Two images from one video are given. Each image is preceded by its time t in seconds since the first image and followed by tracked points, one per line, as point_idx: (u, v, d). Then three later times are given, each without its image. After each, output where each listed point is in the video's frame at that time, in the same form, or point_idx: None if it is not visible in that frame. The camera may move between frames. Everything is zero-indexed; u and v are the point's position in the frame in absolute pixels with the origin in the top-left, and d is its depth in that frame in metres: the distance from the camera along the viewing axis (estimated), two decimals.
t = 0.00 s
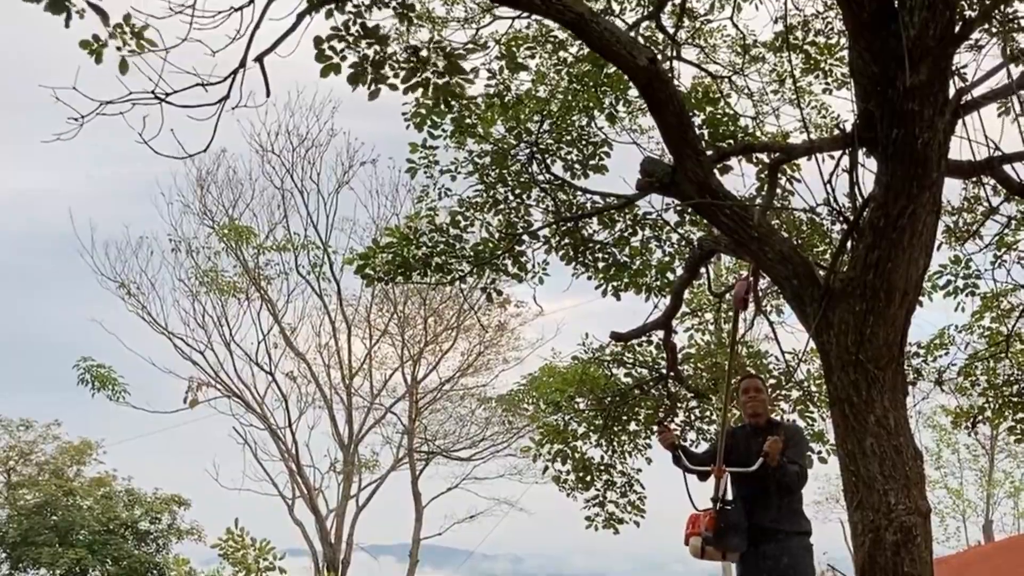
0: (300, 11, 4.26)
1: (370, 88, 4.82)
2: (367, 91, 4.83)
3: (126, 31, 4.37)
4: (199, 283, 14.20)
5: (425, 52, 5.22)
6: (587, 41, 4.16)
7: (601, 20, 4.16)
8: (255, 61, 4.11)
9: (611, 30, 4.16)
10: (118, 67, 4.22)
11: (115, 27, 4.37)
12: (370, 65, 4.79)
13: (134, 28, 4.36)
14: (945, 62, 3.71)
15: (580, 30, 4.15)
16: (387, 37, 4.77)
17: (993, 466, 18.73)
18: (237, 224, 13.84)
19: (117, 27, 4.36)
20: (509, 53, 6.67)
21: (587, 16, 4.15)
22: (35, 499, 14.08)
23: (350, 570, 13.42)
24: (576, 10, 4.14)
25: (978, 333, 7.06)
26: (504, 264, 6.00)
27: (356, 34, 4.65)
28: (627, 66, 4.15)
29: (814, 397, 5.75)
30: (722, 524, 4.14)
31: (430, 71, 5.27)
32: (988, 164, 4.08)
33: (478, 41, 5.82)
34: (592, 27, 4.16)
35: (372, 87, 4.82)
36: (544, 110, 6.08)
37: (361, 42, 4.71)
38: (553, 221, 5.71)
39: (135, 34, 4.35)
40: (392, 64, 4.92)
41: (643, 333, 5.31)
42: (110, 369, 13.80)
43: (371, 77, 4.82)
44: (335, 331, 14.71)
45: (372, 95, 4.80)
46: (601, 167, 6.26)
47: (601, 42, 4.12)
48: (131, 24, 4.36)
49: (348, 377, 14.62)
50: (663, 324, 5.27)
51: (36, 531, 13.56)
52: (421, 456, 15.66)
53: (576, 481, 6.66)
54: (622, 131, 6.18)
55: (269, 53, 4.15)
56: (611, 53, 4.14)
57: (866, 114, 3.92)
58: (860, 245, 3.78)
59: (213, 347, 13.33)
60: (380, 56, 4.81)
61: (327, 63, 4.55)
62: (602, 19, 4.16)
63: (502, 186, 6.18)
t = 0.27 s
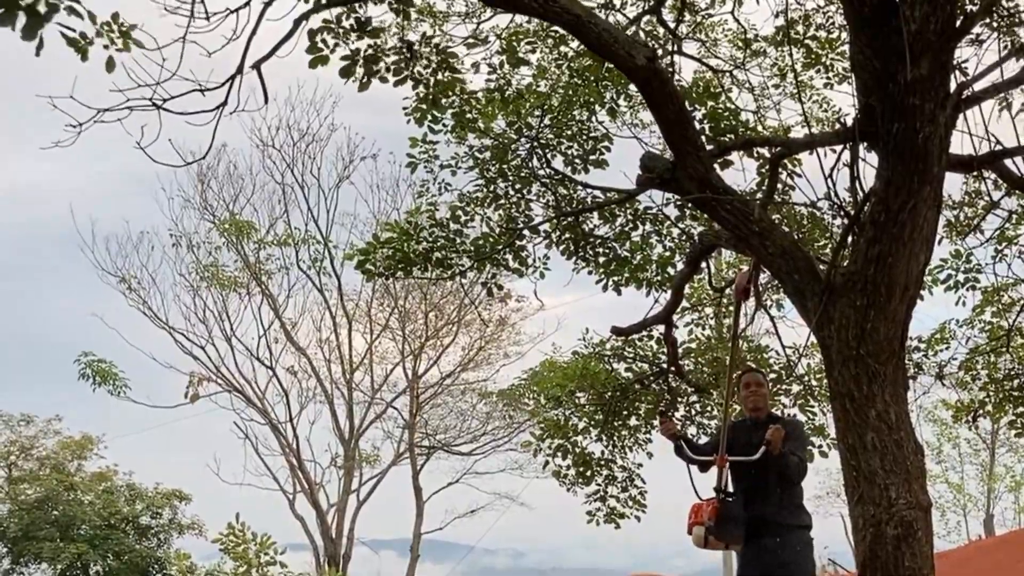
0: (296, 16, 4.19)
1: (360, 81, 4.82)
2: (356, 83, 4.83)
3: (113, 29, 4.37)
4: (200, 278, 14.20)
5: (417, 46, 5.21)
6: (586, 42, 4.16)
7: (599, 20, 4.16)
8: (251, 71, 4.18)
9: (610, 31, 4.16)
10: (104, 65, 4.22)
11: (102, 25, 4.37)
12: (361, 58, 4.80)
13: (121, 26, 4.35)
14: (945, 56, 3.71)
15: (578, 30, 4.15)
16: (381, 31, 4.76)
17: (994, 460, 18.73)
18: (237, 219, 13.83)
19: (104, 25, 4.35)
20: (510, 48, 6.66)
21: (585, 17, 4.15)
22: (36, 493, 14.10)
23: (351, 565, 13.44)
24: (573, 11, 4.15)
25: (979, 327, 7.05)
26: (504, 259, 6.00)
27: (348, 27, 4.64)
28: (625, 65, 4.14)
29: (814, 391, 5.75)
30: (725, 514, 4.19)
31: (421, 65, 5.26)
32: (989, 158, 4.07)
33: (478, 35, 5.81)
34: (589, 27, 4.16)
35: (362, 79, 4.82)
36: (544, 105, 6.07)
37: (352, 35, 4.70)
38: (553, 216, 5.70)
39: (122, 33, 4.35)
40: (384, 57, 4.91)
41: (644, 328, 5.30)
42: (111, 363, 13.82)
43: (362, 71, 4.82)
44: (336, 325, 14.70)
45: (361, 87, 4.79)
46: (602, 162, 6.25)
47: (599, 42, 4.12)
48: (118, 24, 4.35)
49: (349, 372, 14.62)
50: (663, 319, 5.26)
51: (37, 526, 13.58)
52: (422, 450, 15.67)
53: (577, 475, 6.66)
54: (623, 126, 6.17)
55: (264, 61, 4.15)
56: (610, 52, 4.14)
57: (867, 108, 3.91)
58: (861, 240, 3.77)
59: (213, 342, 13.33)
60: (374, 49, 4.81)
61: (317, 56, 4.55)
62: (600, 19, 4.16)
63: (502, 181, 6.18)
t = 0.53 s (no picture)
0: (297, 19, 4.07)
1: (362, 72, 4.81)
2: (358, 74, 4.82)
3: (119, 15, 4.36)
4: (205, 268, 14.21)
5: (419, 36, 5.19)
6: (587, 39, 4.16)
7: (599, 17, 4.15)
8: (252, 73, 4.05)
9: (610, 27, 4.15)
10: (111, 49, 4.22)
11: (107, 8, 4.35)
12: (363, 48, 4.78)
13: (126, 12, 4.34)
14: (949, 45, 3.69)
15: (579, 29, 4.15)
16: (382, 21, 4.75)
17: (999, 449, 18.71)
18: (241, 209, 13.82)
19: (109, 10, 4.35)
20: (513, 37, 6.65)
21: (585, 15, 4.14)
22: (42, 483, 14.13)
23: (356, 554, 13.48)
24: (573, 10, 4.14)
25: (984, 316, 7.04)
26: (509, 249, 5.99)
27: (349, 17, 4.63)
28: (627, 61, 4.13)
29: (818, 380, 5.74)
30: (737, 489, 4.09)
31: (424, 55, 5.25)
32: (993, 147, 4.05)
33: (482, 25, 5.79)
34: (590, 25, 4.15)
35: (364, 69, 4.81)
36: (549, 94, 6.06)
37: (354, 25, 4.69)
38: (558, 206, 5.69)
39: (125, 19, 4.34)
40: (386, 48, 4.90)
41: (648, 317, 5.30)
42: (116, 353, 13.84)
43: (363, 61, 4.81)
44: (341, 315, 14.72)
45: (364, 78, 4.79)
46: (606, 151, 6.24)
47: (600, 39, 4.12)
48: (123, 9, 4.35)
49: (353, 361, 14.64)
50: (668, 309, 5.26)
51: (43, 516, 13.61)
52: (427, 440, 15.70)
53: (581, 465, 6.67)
54: (627, 115, 6.16)
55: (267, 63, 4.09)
56: (611, 49, 4.13)
57: (871, 97, 3.89)
58: (866, 229, 3.76)
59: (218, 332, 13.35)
60: (375, 39, 4.80)
61: (319, 46, 4.54)
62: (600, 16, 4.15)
63: (506, 171, 6.17)
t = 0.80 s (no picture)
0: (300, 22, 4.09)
1: (375, 57, 4.79)
2: (370, 59, 4.80)
3: None
4: (215, 251, 14.23)
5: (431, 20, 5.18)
6: (592, 30, 4.12)
7: (604, 8, 4.11)
8: (258, 74, 4.00)
9: (615, 18, 4.11)
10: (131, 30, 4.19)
11: None
12: (374, 33, 4.75)
13: None
14: (961, 25, 3.63)
15: (583, 21, 4.11)
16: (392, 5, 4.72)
17: (1009, 430, 18.66)
18: (251, 192, 13.81)
19: None
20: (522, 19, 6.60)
21: (589, 7, 4.10)
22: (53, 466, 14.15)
23: (367, 536, 13.54)
24: (578, 2, 4.09)
25: (994, 298, 7.00)
26: (519, 231, 5.97)
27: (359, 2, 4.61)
28: (633, 50, 4.10)
29: (829, 362, 5.72)
30: (745, 481, 4.11)
31: (436, 39, 5.24)
32: (1004, 128, 4.02)
33: (491, 7, 5.76)
34: (594, 16, 4.11)
35: (376, 55, 4.79)
36: (558, 77, 6.03)
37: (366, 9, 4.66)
38: (568, 187, 5.65)
39: None
40: (397, 33, 4.88)
41: (658, 300, 5.29)
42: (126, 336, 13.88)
43: (376, 44, 4.78)
44: (351, 298, 14.74)
45: (376, 64, 4.76)
46: (616, 133, 6.21)
47: (605, 30, 4.08)
48: None
49: (363, 344, 14.67)
50: (678, 291, 5.24)
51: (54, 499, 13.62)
52: (437, 422, 15.74)
53: (591, 447, 6.67)
54: (637, 97, 6.12)
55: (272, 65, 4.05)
56: (616, 39, 4.09)
57: (881, 79, 3.84)
58: (876, 210, 3.74)
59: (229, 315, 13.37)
60: (385, 24, 4.77)
61: (333, 33, 4.52)
62: (605, 7, 4.11)
63: (516, 153, 6.13)
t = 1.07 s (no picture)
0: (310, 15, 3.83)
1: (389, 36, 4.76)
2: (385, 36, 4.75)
3: None
4: (229, 227, 14.25)
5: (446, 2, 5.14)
6: (600, 16, 4.06)
7: None
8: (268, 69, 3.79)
9: (623, 5, 4.06)
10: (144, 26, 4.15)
11: None
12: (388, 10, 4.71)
13: None
14: None
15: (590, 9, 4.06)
16: None
17: None
18: (265, 168, 13.81)
19: None
20: None
21: None
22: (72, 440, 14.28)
23: (382, 510, 13.64)
24: None
25: (1011, 272, 6.94)
26: (533, 206, 5.94)
27: None
28: (642, 35, 4.04)
29: (844, 337, 5.69)
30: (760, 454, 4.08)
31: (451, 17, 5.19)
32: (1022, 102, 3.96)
33: None
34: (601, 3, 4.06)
35: (391, 32, 4.75)
36: (572, 51, 5.97)
37: None
38: (582, 162, 5.61)
39: None
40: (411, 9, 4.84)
41: (672, 275, 5.26)
42: (142, 312, 13.95)
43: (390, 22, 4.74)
44: (365, 273, 14.76)
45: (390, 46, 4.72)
46: (631, 108, 6.16)
47: (613, 16, 4.03)
48: None
49: (378, 319, 14.70)
50: (692, 266, 5.21)
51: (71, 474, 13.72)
52: (452, 397, 15.80)
53: (606, 422, 6.66)
54: (652, 71, 6.07)
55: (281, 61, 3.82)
56: (625, 26, 4.03)
57: (898, 52, 3.78)
58: (891, 184, 3.69)
59: (244, 291, 13.42)
60: None
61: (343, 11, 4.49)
62: None
63: (530, 128, 6.10)
